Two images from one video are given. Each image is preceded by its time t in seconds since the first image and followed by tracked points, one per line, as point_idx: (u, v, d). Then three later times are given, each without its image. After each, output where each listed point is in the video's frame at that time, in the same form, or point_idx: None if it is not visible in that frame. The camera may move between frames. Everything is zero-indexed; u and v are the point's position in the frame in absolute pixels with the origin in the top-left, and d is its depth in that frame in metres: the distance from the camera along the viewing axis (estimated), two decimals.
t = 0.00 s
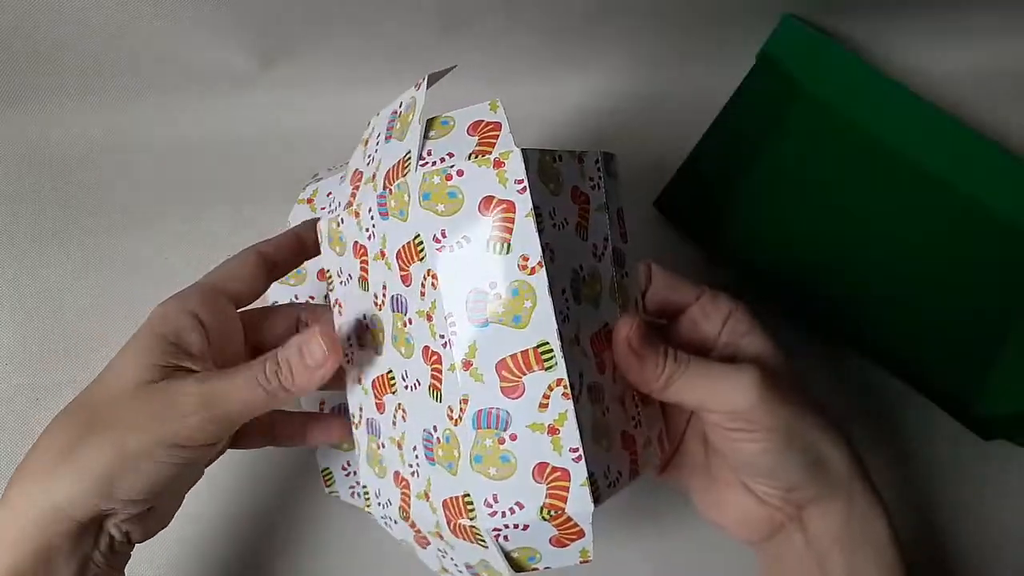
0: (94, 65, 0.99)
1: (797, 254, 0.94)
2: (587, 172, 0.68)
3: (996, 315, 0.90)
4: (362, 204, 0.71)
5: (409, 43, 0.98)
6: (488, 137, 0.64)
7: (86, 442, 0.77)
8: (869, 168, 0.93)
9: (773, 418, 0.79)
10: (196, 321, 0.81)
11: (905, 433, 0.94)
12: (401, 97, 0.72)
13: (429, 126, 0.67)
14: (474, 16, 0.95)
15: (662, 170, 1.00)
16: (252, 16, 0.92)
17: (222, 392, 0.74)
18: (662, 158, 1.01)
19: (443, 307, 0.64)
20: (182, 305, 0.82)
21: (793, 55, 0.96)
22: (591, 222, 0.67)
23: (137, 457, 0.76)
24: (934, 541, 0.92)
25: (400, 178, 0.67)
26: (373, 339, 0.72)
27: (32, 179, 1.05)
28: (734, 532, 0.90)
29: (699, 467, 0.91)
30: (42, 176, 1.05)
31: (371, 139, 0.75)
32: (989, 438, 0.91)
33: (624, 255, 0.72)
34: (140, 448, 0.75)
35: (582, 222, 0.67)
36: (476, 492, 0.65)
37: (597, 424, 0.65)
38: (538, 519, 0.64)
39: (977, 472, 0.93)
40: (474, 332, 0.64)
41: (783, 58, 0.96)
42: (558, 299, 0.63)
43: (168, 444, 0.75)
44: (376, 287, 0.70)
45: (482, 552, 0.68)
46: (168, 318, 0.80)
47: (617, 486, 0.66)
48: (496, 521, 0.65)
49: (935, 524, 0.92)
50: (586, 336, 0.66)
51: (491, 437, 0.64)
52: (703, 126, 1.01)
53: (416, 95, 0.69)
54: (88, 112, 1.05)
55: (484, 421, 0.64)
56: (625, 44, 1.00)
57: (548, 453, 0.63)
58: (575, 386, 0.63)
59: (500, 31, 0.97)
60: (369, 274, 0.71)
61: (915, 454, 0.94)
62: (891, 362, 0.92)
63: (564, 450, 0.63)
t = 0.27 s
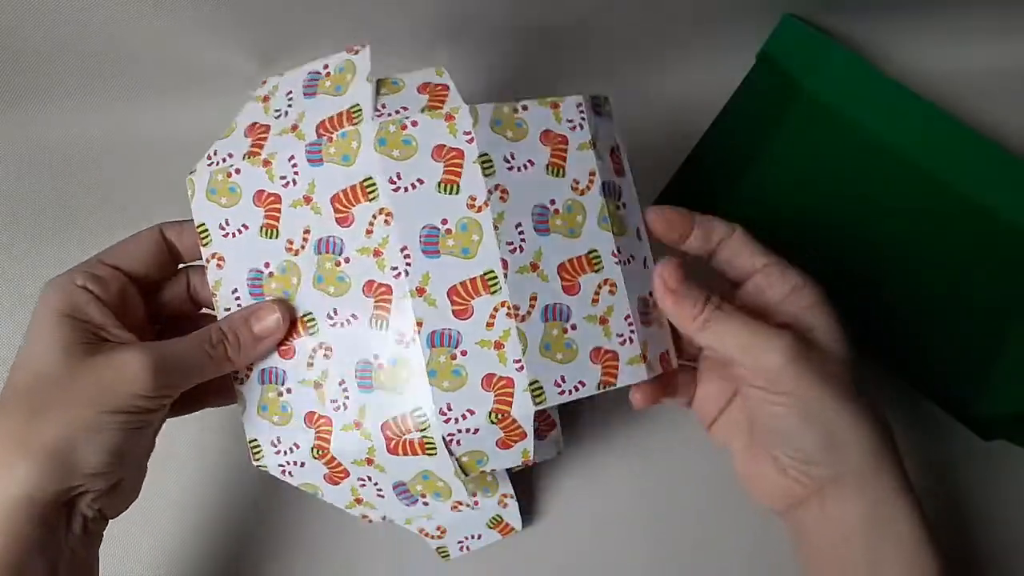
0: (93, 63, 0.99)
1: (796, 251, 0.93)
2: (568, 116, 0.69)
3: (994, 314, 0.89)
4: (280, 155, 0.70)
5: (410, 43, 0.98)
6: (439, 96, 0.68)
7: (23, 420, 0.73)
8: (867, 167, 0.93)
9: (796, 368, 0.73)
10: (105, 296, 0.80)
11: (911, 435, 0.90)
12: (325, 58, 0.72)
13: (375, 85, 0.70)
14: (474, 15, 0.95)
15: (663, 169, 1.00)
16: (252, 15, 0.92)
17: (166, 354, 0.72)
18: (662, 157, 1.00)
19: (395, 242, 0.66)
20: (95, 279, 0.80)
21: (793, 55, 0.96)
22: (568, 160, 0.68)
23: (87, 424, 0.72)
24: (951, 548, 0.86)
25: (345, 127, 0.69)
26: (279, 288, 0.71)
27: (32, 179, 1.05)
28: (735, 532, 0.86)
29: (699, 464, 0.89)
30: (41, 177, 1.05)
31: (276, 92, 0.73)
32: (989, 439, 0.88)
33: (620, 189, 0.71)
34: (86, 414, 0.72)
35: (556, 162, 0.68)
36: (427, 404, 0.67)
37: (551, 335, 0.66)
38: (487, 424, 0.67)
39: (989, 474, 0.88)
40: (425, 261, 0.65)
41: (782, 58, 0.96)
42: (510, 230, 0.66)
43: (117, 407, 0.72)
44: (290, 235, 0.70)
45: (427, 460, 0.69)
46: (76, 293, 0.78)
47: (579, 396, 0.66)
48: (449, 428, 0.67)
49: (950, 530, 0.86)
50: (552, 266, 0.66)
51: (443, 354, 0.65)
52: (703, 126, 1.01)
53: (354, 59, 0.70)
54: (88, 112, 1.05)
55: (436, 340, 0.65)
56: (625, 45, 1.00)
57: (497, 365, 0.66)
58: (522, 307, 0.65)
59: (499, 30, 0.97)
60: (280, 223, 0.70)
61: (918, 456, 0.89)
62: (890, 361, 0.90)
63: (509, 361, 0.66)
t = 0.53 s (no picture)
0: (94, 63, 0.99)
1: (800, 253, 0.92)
2: (548, 141, 0.77)
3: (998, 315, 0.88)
4: (294, 190, 0.76)
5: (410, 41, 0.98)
6: (434, 137, 0.81)
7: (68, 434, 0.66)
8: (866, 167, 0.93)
9: (755, 375, 0.72)
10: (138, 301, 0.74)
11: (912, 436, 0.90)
12: (328, 111, 0.80)
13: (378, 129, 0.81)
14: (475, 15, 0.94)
15: (663, 167, 1.00)
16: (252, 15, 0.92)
17: (213, 370, 0.69)
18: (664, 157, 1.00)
19: (409, 257, 0.73)
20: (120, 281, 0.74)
21: (793, 55, 0.96)
22: (553, 177, 0.77)
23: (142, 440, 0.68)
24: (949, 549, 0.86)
25: (355, 163, 0.76)
26: (298, 308, 0.74)
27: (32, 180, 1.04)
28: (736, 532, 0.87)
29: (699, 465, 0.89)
30: (40, 175, 1.04)
31: (282, 141, 0.79)
32: (990, 439, 0.87)
33: (603, 196, 0.79)
34: (141, 429, 0.68)
35: (543, 180, 0.76)
36: (448, 396, 0.71)
37: (551, 327, 0.73)
38: (502, 408, 0.71)
39: (987, 476, 0.88)
40: (438, 271, 0.73)
41: (781, 59, 0.97)
42: (505, 241, 0.74)
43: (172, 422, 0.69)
44: (309, 260, 0.75)
45: (449, 450, 0.72)
46: (107, 298, 0.71)
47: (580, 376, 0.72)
48: (469, 414, 0.71)
49: (948, 530, 0.87)
50: (547, 268, 0.74)
51: (459, 349, 0.72)
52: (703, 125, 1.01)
53: (355, 111, 0.79)
54: (89, 113, 1.05)
55: (451, 338, 0.72)
56: (626, 44, 1.00)
57: (505, 355, 0.72)
58: (522, 304, 0.73)
59: (501, 30, 0.97)
60: (296, 249, 0.75)
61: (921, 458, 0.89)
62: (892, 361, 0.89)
63: (516, 351, 0.72)
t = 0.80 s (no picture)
0: (90, 65, 0.97)
1: (799, 254, 0.91)
2: (544, 183, 0.88)
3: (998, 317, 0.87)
4: (315, 230, 0.89)
5: (411, 44, 0.97)
6: (441, 179, 0.91)
7: (119, 439, 0.66)
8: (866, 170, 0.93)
9: (705, 386, 0.71)
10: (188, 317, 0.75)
11: (910, 437, 0.87)
12: (349, 159, 0.92)
13: (391, 175, 0.91)
14: (476, 17, 0.93)
15: (666, 169, 0.99)
16: (250, 17, 0.90)
17: (252, 388, 0.74)
18: (666, 159, 0.99)
19: (419, 284, 0.84)
20: (173, 295, 0.75)
21: (792, 56, 0.95)
22: (549, 215, 0.87)
23: (191, 453, 0.69)
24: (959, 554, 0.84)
25: (371, 204, 0.88)
26: (318, 333, 0.86)
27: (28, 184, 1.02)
28: (743, 537, 0.84)
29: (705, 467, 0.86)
30: (35, 180, 1.02)
31: (305, 188, 0.91)
32: (988, 439, 0.85)
33: (598, 233, 0.89)
34: (191, 442, 0.69)
35: (541, 217, 0.87)
36: (454, 410, 0.81)
37: (552, 347, 0.81)
38: (505, 421, 0.80)
39: (999, 478, 0.85)
40: (445, 296, 0.83)
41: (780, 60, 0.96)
42: (507, 269, 0.84)
43: (218, 437, 0.71)
44: (328, 290, 0.87)
45: (454, 462, 0.80)
46: (164, 310, 0.73)
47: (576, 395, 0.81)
48: (474, 427, 0.80)
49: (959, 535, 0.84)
50: (546, 294, 0.84)
51: (464, 367, 0.81)
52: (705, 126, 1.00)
53: (371, 159, 0.91)
54: (86, 116, 1.03)
55: (458, 357, 0.81)
56: (628, 45, 0.99)
57: (508, 372, 0.81)
58: (523, 326, 0.82)
59: (503, 33, 0.95)
60: (320, 279, 0.87)
61: (921, 460, 0.86)
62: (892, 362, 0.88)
63: (517, 369, 0.81)
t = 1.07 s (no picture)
0: (92, 66, 0.97)
1: (798, 253, 0.92)
2: (540, 189, 0.89)
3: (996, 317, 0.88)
4: (316, 234, 0.89)
5: (413, 44, 0.96)
6: (439, 181, 0.91)
7: (134, 442, 0.66)
8: (864, 171, 0.93)
9: (699, 395, 0.71)
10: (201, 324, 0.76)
11: (906, 436, 0.87)
12: (348, 161, 0.92)
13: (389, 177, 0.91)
14: (478, 17, 0.93)
15: (665, 168, 0.99)
16: (252, 17, 0.90)
17: (261, 395, 0.75)
18: (667, 159, 0.99)
19: (417, 286, 0.84)
20: (187, 302, 0.76)
21: (792, 57, 0.95)
22: (546, 219, 0.88)
23: (204, 458, 0.70)
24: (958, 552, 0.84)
25: (370, 207, 0.89)
26: (319, 337, 0.86)
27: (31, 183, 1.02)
28: (742, 536, 0.84)
29: (704, 466, 0.86)
30: (36, 179, 1.02)
31: (306, 191, 0.92)
32: (989, 438, 0.86)
33: (590, 238, 0.90)
34: (204, 447, 0.69)
35: (537, 221, 0.87)
36: (452, 410, 0.81)
37: (547, 349, 0.82)
38: (502, 421, 0.80)
39: (998, 478, 0.86)
40: (443, 298, 0.84)
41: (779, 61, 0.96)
42: (504, 271, 0.84)
43: (230, 443, 0.72)
44: (329, 293, 0.87)
45: (453, 462, 0.80)
46: (179, 317, 0.73)
47: (572, 397, 0.81)
48: (471, 427, 0.80)
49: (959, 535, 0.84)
50: (543, 296, 0.84)
51: (462, 368, 0.82)
52: (705, 125, 1.00)
53: (370, 160, 0.91)
54: (88, 115, 1.03)
55: (455, 358, 0.82)
56: (628, 45, 0.99)
57: (505, 373, 0.81)
58: (520, 327, 0.82)
59: (505, 32, 0.95)
60: (320, 285, 0.87)
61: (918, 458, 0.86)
62: (892, 362, 0.88)
63: (514, 370, 0.81)
